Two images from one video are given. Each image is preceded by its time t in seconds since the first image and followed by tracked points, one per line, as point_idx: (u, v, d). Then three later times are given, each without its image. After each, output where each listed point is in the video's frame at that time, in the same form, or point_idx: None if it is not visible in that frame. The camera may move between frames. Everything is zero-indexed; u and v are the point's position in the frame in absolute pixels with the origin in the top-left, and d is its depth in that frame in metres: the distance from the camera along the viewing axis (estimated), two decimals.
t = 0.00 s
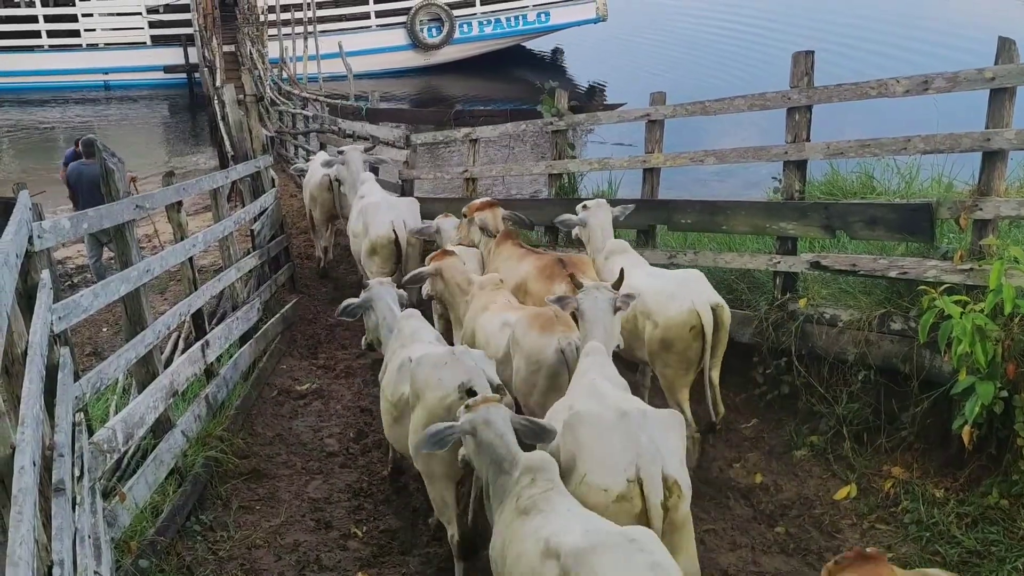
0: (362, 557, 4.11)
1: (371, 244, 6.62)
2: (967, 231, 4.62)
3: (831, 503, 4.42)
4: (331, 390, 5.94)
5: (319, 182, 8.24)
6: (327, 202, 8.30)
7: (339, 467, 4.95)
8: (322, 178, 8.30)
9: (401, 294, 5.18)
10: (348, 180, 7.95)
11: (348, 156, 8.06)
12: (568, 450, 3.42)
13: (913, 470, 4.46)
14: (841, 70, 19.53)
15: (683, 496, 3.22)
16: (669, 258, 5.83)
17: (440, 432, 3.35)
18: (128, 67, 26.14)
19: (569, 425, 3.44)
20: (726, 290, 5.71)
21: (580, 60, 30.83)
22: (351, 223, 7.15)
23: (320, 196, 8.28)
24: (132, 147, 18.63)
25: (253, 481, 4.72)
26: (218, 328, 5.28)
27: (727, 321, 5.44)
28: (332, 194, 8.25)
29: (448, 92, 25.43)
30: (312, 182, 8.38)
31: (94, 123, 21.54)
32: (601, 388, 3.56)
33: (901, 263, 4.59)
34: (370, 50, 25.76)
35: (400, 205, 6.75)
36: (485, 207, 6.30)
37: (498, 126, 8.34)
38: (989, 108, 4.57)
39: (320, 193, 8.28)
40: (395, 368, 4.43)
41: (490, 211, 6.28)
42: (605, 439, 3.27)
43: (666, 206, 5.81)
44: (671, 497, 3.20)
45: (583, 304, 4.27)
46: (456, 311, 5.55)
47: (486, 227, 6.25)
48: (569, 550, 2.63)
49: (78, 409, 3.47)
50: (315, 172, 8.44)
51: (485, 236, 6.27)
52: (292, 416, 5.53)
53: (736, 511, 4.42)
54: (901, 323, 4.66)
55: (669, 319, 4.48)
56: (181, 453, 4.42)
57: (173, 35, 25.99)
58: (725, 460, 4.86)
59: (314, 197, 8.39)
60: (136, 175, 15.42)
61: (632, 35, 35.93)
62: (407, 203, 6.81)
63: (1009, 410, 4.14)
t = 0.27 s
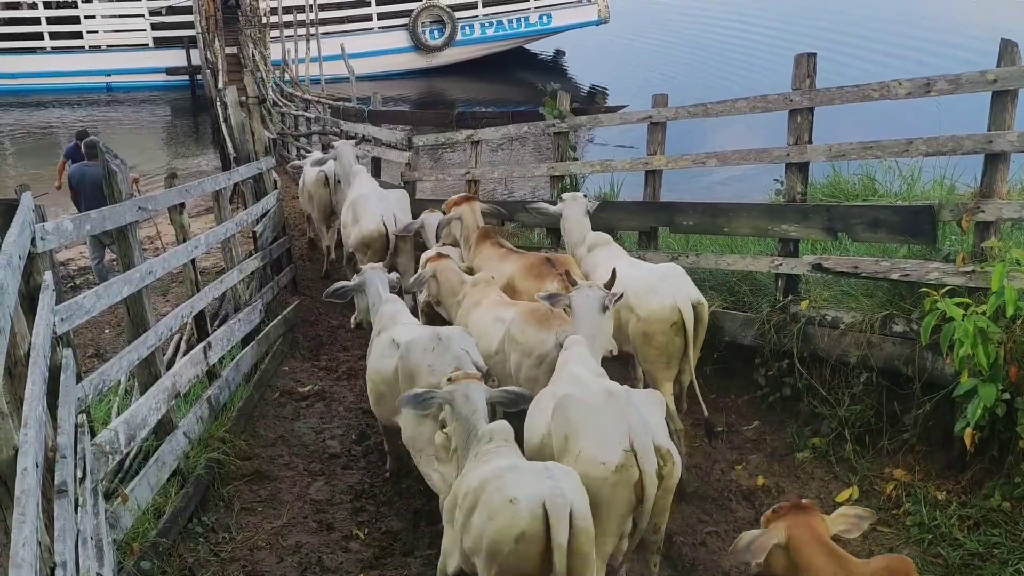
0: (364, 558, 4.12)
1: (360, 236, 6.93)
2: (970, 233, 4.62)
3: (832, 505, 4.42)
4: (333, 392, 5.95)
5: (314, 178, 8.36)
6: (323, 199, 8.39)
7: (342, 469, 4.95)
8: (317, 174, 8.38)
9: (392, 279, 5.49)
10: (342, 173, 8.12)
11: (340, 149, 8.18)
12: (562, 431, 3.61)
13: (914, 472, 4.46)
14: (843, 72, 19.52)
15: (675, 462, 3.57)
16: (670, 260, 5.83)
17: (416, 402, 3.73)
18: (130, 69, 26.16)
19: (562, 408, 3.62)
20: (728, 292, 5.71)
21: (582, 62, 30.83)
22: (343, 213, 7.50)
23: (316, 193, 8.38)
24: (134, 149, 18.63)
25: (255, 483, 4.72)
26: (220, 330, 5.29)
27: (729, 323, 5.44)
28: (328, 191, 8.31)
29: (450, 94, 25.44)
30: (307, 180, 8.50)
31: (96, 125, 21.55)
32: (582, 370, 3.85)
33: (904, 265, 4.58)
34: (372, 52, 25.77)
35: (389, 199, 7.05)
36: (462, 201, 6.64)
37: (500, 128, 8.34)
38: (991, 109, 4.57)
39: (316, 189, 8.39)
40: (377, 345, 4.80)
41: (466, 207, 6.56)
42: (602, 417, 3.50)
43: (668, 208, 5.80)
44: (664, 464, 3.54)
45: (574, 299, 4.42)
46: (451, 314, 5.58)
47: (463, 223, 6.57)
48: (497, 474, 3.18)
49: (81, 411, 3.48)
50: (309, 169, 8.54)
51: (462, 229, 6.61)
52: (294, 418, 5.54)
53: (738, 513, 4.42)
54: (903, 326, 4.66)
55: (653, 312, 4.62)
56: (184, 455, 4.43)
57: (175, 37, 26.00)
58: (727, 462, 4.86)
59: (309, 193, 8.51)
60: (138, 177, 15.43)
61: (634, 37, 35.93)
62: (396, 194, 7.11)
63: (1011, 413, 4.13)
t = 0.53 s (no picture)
0: (366, 560, 4.12)
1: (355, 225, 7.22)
2: (972, 235, 4.64)
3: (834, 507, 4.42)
4: (335, 394, 5.95)
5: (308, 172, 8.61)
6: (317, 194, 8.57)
7: (343, 470, 4.96)
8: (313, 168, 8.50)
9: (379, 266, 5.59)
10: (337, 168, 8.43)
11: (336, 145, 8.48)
12: (565, 428, 3.61)
13: (916, 474, 4.46)
14: (845, 75, 19.53)
15: (676, 465, 3.60)
16: (672, 261, 5.83)
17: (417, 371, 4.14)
18: (132, 71, 26.21)
19: (565, 406, 3.63)
20: (730, 294, 5.71)
21: (583, 64, 30.86)
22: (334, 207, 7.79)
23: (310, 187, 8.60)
24: (137, 151, 18.65)
25: (257, 484, 4.73)
26: (222, 332, 5.29)
27: (731, 325, 5.44)
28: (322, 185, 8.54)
29: (452, 96, 25.46)
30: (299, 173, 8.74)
31: (99, 126, 21.59)
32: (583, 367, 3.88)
33: (905, 267, 4.58)
34: (374, 54, 25.80)
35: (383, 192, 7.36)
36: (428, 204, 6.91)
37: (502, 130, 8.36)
38: (993, 111, 4.57)
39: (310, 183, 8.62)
40: (376, 321, 5.01)
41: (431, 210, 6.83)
42: (604, 415, 3.51)
43: (669, 210, 5.80)
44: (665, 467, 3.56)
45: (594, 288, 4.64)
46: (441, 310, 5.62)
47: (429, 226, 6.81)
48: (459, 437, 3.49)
49: (83, 412, 3.49)
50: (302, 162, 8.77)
51: (428, 232, 6.86)
52: (296, 419, 5.54)
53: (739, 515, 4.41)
54: (904, 328, 4.66)
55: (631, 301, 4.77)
56: (186, 457, 4.44)
57: (178, 38, 26.04)
58: (728, 464, 4.85)
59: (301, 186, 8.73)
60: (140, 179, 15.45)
61: (636, 39, 35.96)
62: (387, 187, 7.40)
63: (1013, 415, 4.13)
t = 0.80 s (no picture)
0: (367, 561, 4.12)
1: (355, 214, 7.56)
2: (974, 236, 4.64)
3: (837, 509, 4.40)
4: (336, 395, 5.95)
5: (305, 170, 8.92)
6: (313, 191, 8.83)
7: (345, 472, 4.95)
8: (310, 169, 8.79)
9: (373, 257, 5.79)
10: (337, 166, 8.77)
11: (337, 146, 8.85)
12: (556, 416, 3.82)
13: (918, 476, 4.45)
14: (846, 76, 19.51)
15: (654, 448, 3.61)
16: (674, 263, 5.81)
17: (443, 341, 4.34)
18: (134, 72, 26.22)
19: (557, 395, 3.84)
20: (732, 295, 5.70)
21: (585, 65, 30.86)
22: (332, 201, 8.10)
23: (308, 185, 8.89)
24: (139, 152, 18.64)
25: (258, 486, 4.73)
26: (223, 333, 5.29)
27: (733, 326, 5.43)
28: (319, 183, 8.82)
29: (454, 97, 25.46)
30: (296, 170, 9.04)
31: (101, 128, 21.60)
32: (589, 360, 4.01)
33: (907, 269, 4.57)
34: (376, 55, 25.81)
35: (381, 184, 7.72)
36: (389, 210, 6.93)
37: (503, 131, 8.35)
38: (995, 112, 4.57)
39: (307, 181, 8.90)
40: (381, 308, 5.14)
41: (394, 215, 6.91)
42: (590, 404, 3.69)
43: (671, 211, 5.80)
44: (640, 451, 3.59)
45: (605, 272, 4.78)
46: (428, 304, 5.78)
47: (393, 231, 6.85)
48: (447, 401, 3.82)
49: (84, 413, 3.49)
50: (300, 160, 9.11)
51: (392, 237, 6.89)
52: (297, 420, 5.54)
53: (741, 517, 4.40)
54: (907, 329, 4.65)
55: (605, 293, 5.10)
56: (187, 458, 4.44)
57: (180, 40, 26.06)
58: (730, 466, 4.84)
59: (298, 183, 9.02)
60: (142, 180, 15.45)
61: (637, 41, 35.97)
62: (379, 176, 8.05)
63: (1015, 417, 4.11)
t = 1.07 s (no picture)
0: (368, 563, 4.11)
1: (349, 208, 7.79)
2: (975, 238, 4.63)
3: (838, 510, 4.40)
4: (337, 396, 5.95)
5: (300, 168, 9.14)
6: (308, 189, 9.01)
7: (346, 473, 4.95)
8: (305, 170, 8.87)
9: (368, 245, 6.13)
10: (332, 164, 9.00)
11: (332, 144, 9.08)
12: (554, 395, 4.04)
13: (920, 478, 4.45)
14: (848, 77, 19.49)
15: (640, 433, 3.78)
16: (675, 264, 5.81)
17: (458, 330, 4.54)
18: (136, 73, 26.24)
19: (557, 376, 4.04)
20: (733, 297, 5.70)
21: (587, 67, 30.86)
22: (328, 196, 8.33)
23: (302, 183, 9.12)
24: (140, 153, 18.66)
25: (259, 487, 4.73)
26: (225, 334, 5.30)
27: (735, 327, 5.43)
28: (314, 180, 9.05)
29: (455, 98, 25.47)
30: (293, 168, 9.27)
31: (102, 129, 21.62)
32: (596, 347, 4.19)
33: (909, 270, 4.57)
34: (377, 56, 25.81)
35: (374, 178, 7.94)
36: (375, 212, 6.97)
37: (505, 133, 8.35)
38: (997, 114, 4.57)
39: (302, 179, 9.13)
40: (384, 297, 5.36)
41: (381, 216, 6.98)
42: (582, 384, 3.89)
43: (673, 212, 5.80)
44: (627, 435, 3.77)
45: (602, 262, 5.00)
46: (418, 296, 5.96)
47: (378, 232, 6.91)
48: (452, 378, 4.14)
49: (85, 413, 3.49)
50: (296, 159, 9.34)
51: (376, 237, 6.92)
52: (299, 422, 5.54)
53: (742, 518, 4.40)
54: (908, 330, 4.64)
55: (579, 283, 5.44)
56: (188, 459, 4.44)
57: (181, 41, 26.08)
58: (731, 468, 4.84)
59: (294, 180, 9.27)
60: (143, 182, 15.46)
61: (639, 42, 35.96)
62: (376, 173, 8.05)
63: (1017, 418, 4.10)
